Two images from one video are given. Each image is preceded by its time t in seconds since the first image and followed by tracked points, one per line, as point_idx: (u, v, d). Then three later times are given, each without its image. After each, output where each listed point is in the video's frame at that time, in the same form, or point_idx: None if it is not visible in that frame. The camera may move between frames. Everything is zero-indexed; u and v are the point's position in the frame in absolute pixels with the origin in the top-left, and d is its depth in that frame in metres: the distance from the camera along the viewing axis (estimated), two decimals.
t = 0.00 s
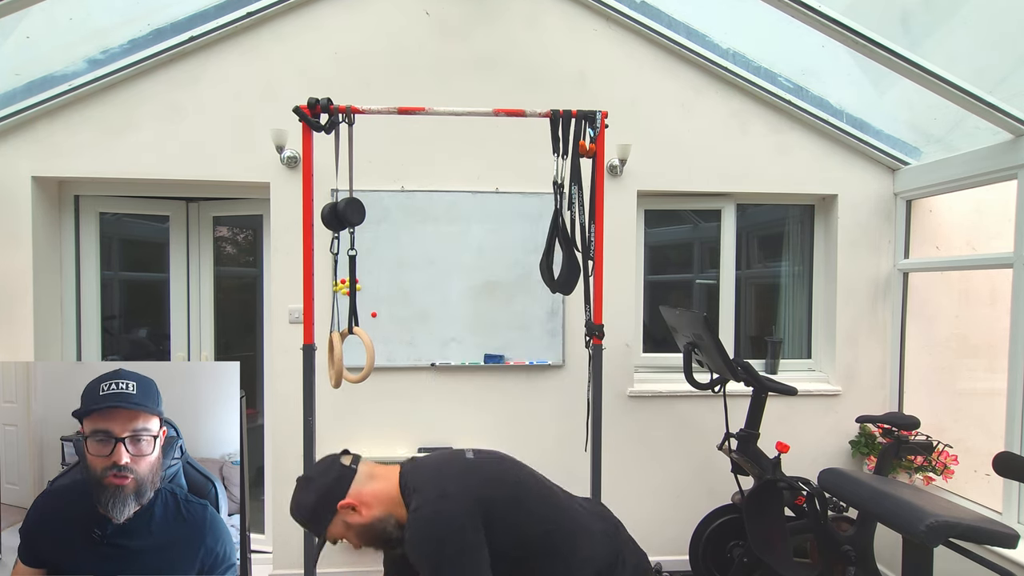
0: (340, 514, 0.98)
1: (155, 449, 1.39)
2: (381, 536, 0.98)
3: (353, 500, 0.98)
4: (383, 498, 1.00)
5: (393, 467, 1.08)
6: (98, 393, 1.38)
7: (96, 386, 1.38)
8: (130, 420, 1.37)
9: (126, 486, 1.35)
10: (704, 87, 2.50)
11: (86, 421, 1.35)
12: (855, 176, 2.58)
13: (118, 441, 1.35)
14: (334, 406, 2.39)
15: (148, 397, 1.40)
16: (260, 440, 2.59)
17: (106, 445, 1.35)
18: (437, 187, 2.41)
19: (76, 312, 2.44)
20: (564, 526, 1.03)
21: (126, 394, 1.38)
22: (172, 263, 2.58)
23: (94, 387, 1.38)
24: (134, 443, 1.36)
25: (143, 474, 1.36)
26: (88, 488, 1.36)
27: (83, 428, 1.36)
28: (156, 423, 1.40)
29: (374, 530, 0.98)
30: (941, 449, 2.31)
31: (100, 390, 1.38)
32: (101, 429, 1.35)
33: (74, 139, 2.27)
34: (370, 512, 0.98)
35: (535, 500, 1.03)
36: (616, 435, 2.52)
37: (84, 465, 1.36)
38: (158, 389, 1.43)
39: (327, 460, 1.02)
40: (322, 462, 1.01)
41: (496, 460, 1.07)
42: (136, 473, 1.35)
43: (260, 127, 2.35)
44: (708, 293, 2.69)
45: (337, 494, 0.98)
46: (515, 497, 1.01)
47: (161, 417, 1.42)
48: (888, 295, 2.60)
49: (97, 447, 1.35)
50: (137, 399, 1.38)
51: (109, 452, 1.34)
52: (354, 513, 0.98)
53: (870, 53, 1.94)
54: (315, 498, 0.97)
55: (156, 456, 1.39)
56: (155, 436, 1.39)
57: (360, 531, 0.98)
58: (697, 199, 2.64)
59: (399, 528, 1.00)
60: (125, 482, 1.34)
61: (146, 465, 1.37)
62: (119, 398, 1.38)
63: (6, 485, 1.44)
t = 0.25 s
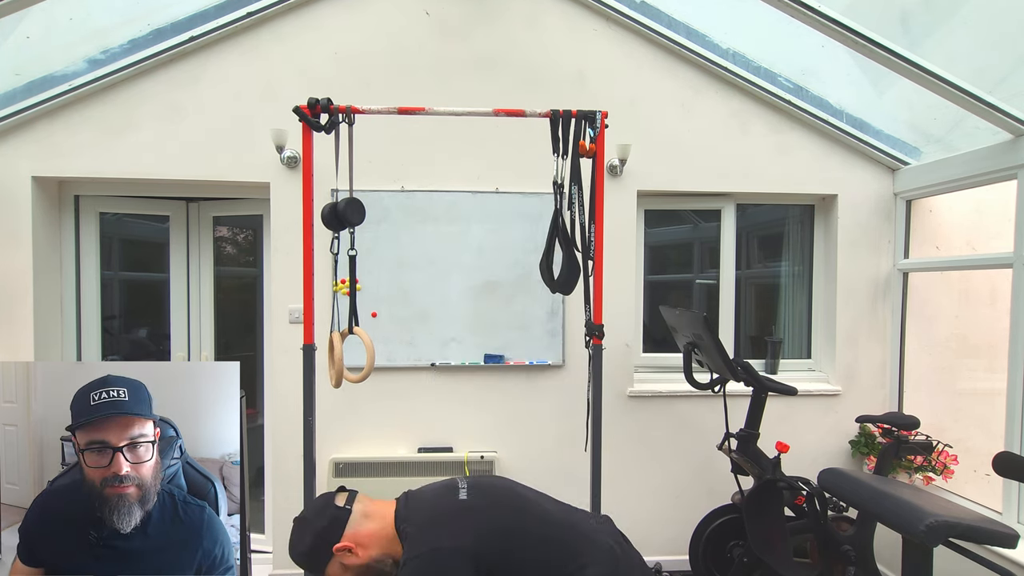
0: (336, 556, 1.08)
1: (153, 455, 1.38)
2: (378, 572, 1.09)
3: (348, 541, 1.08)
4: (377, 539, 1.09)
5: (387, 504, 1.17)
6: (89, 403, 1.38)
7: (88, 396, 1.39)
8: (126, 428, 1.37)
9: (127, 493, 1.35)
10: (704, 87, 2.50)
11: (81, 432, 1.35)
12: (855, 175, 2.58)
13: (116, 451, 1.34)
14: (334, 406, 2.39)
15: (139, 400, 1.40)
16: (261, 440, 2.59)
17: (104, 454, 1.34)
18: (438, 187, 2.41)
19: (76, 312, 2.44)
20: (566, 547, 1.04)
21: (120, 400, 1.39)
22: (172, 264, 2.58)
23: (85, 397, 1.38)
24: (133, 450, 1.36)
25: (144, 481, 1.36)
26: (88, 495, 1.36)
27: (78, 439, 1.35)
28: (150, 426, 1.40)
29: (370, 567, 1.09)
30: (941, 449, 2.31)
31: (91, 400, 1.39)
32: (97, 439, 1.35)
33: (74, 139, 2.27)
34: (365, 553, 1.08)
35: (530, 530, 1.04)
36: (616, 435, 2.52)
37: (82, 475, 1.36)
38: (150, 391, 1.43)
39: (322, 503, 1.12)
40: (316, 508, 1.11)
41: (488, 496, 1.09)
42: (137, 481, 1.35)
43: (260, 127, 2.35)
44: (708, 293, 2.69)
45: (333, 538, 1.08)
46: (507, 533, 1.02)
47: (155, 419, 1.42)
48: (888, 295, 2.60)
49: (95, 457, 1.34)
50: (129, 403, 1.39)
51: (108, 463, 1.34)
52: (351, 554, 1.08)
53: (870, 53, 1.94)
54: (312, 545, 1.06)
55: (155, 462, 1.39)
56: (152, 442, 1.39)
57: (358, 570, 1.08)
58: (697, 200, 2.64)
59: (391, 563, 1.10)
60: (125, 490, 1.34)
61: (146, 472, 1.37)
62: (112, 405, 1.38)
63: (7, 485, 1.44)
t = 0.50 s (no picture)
0: (344, 546, 1.08)
1: (156, 453, 1.40)
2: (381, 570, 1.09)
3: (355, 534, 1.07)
4: (385, 535, 1.08)
5: (399, 499, 1.16)
6: (99, 396, 1.40)
7: (98, 389, 1.40)
8: (132, 423, 1.39)
9: (127, 489, 1.36)
10: (704, 87, 2.51)
11: (89, 423, 1.38)
12: (855, 175, 2.58)
13: (120, 444, 1.36)
14: (334, 405, 2.39)
15: (151, 400, 1.42)
16: (261, 440, 2.59)
17: (108, 447, 1.36)
18: (438, 187, 2.41)
19: (76, 312, 2.44)
20: (569, 553, 1.03)
21: (129, 397, 1.40)
22: (172, 263, 2.58)
23: (95, 389, 1.40)
24: (136, 446, 1.38)
25: (144, 479, 1.37)
26: (89, 489, 1.37)
27: (86, 430, 1.38)
28: (157, 426, 1.41)
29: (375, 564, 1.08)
30: (941, 449, 2.31)
31: (101, 393, 1.40)
32: (103, 432, 1.37)
33: (74, 139, 2.27)
34: (371, 550, 1.07)
35: (534, 535, 1.03)
36: (616, 435, 2.52)
37: (85, 467, 1.38)
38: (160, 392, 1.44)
39: (335, 492, 1.12)
40: (329, 494, 1.11)
41: (495, 498, 1.09)
42: (137, 478, 1.36)
43: (260, 127, 2.35)
44: (708, 293, 2.69)
45: (343, 528, 1.07)
46: (511, 536, 1.02)
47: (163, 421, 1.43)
48: (888, 295, 2.60)
49: (99, 449, 1.36)
50: (139, 401, 1.41)
51: (110, 456, 1.36)
52: (358, 547, 1.08)
53: (870, 53, 1.94)
54: (320, 531, 1.07)
55: (158, 461, 1.40)
56: (156, 440, 1.40)
57: (363, 563, 1.08)
58: (697, 199, 2.64)
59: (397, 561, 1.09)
60: (126, 486, 1.36)
61: (147, 470, 1.38)
62: (121, 400, 1.40)
63: (6, 485, 1.43)
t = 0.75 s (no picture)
0: (355, 528, 1.09)
1: (168, 451, 1.41)
2: (389, 559, 1.09)
3: (369, 517, 1.08)
4: (398, 521, 1.09)
5: (415, 489, 1.16)
6: (123, 387, 1.41)
7: (124, 381, 1.41)
8: (150, 417, 1.41)
9: (134, 483, 1.38)
10: (704, 87, 2.51)
11: (108, 413, 1.40)
12: (855, 176, 2.58)
13: (135, 436, 1.39)
14: (334, 405, 2.39)
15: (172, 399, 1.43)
16: (260, 440, 2.59)
17: (122, 438, 1.39)
18: (438, 187, 2.41)
19: (76, 312, 2.44)
20: (577, 557, 1.02)
21: (152, 394, 1.41)
22: (172, 264, 2.58)
23: (121, 380, 1.41)
24: (149, 441, 1.40)
25: (153, 475, 1.39)
26: (95, 481, 1.38)
27: (104, 418, 1.40)
28: (173, 426, 1.43)
29: (384, 551, 1.08)
30: (941, 449, 2.31)
31: (125, 384, 1.41)
32: (120, 422, 1.40)
33: (74, 139, 2.27)
34: (382, 535, 1.08)
35: (544, 536, 1.02)
36: (616, 435, 2.52)
37: (94, 457, 1.39)
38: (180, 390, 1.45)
39: (353, 473, 1.12)
40: (347, 475, 1.12)
41: (510, 496, 1.09)
42: (146, 473, 1.38)
43: (260, 127, 2.35)
44: (708, 293, 2.69)
45: (357, 510, 1.08)
46: (523, 535, 1.01)
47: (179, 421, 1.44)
48: (888, 295, 2.60)
49: (112, 439, 1.39)
50: (162, 399, 1.42)
51: (123, 446, 1.38)
52: (370, 530, 1.08)
53: (870, 53, 1.94)
54: (335, 510, 1.07)
55: (168, 459, 1.41)
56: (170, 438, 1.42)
57: (372, 548, 1.08)
58: (697, 199, 2.64)
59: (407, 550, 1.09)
60: (134, 480, 1.38)
61: (157, 466, 1.39)
62: (144, 396, 1.41)
63: (6, 485, 1.43)
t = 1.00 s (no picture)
0: (363, 506, 1.13)
1: (177, 449, 1.42)
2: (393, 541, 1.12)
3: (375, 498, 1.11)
4: (404, 505, 1.12)
5: (423, 474, 1.19)
6: (129, 386, 1.42)
7: (130, 380, 1.42)
8: (158, 416, 1.41)
9: (145, 482, 1.38)
10: (704, 87, 2.51)
11: (116, 412, 1.40)
12: (856, 176, 2.58)
13: (144, 435, 1.39)
14: (334, 405, 2.39)
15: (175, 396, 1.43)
16: (260, 440, 2.59)
17: (132, 438, 1.39)
18: (438, 186, 2.41)
19: (76, 312, 2.44)
20: (583, 551, 1.02)
21: (159, 391, 1.42)
22: (172, 263, 2.58)
23: (127, 379, 1.42)
24: (159, 440, 1.41)
25: (163, 473, 1.40)
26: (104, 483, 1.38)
27: (112, 418, 1.40)
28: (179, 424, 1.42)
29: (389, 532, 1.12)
30: (941, 449, 2.31)
31: (131, 383, 1.42)
32: (128, 422, 1.40)
33: (74, 139, 2.27)
34: (388, 517, 1.12)
35: (553, 525, 1.03)
36: (616, 435, 2.51)
37: (103, 457, 1.39)
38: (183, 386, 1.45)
39: (364, 454, 1.16)
40: (359, 454, 1.15)
41: (520, 485, 1.10)
42: (156, 471, 1.39)
43: (260, 126, 2.35)
44: (708, 293, 2.69)
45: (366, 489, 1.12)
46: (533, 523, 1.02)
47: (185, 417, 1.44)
48: (888, 295, 2.60)
49: (122, 439, 1.39)
50: (167, 396, 1.42)
51: (133, 446, 1.39)
52: (377, 510, 1.12)
53: (869, 53, 1.94)
54: (343, 489, 1.11)
55: (178, 458, 1.42)
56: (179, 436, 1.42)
57: (379, 527, 1.12)
58: (697, 199, 2.64)
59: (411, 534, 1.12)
60: (144, 479, 1.38)
61: (166, 465, 1.40)
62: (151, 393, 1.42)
63: (6, 485, 1.42)
